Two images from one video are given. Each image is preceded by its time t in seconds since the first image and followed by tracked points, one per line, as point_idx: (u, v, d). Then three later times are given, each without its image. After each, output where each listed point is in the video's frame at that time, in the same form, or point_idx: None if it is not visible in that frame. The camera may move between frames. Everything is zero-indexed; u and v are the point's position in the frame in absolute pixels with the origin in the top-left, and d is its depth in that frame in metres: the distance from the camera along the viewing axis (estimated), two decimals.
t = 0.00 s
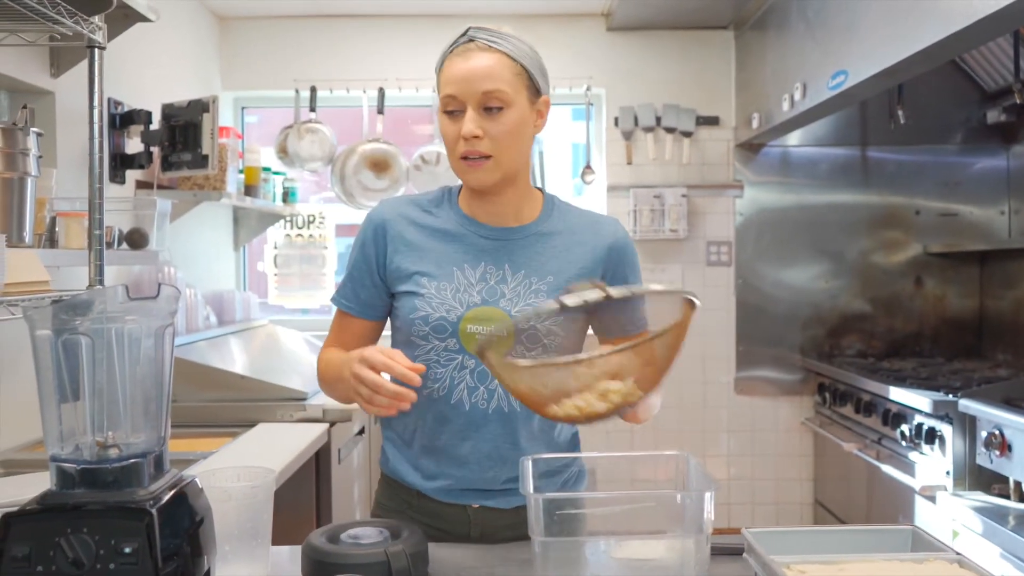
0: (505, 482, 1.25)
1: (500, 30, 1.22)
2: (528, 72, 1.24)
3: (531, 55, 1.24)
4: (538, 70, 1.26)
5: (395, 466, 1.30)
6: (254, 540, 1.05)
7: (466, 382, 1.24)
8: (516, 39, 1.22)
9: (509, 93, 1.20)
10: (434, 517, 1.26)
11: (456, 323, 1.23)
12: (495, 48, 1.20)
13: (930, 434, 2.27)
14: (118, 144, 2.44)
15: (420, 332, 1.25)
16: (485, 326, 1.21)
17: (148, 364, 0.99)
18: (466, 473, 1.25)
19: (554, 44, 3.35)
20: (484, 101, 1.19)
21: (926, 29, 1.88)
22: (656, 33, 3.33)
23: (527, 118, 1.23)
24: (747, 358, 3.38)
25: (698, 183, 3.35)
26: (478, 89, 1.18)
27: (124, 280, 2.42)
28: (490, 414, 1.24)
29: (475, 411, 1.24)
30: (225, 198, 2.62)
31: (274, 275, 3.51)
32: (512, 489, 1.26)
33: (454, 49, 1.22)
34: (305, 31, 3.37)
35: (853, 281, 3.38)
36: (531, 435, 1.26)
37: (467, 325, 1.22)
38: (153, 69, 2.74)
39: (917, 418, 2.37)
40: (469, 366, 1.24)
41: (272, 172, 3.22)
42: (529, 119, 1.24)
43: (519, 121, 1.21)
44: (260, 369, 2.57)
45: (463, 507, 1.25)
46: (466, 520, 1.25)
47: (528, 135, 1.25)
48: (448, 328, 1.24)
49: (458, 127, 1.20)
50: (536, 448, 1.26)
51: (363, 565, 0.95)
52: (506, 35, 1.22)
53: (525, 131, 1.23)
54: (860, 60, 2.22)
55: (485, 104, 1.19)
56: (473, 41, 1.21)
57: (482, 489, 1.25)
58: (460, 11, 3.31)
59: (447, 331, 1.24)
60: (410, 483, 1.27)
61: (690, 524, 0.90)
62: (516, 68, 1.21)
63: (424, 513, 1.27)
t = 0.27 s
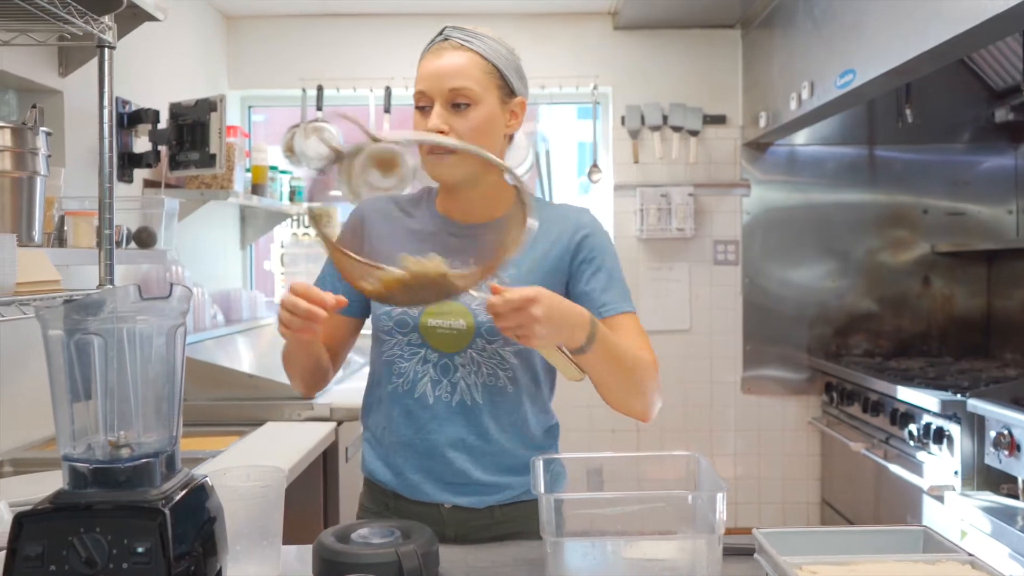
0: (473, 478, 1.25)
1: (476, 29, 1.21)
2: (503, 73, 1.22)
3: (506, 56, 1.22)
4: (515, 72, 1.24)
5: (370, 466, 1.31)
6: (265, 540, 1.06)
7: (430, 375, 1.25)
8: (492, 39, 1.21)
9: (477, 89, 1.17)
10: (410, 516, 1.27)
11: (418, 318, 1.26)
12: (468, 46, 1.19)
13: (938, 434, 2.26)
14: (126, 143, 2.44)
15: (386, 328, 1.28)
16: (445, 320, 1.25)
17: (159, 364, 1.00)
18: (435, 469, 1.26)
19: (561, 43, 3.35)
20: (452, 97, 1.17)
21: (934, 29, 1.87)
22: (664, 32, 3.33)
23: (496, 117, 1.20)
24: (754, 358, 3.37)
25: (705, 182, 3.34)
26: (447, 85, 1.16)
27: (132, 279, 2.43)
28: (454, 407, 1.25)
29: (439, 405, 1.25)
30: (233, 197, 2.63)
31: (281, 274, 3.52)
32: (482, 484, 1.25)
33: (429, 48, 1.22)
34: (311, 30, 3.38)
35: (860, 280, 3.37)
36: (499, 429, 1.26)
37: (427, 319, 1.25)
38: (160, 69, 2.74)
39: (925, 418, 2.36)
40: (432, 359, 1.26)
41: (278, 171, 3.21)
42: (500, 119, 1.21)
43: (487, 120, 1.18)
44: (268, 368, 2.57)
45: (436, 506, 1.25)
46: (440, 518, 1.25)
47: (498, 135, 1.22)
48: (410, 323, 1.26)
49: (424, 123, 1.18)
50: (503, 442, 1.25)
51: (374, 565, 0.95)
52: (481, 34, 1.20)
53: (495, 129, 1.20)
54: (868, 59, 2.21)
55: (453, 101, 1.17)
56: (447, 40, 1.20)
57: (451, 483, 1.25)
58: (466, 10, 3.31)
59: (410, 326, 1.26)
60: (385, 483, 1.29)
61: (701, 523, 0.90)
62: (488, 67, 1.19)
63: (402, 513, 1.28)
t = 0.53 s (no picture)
0: (457, 475, 1.23)
1: (463, 31, 1.21)
2: (488, 75, 1.22)
3: (493, 59, 1.23)
4: (499, 76, 1.24)
5: (360, 468, 1.31)
6: (295, 540, 1.08)
7: (405, 373, 1.24)
8: (479, 41, 1.21)
9: (459, 88, 1.17)
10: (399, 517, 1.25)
11: (390, 317, 1.25)
12: (454, 47, 1.19)
13: (958, 437, 2.25)
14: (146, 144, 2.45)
15: (362, 329, 1.28)
16: (415, 317, 1.24)
17: (191, 367, 1.02)
18: (418, 469, 1.24)
19: (577, 43, 3.35)
20: (434, 95, 1.16)
21: (956, 29, 1.86)
22: (680, 31, 3.32)
23: (479, 117, 1.19)
24: (771, 358, 3.36)
25: (722, 182, 3.33)
26: (430, 83, 1.16)
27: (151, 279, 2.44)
28: (432, 404, 1.24)
29: (417, 402, 1.24)
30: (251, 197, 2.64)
31: (297, 274, 3.53)
32: (466, 479, 1.23)
33: (416, 48, 1.22)
34: (328, 31, 3.39)
35: (876, 281, 3.37)
36: (478, 424, 1.23)
37: (398, 318, 1.25)
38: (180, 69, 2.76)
39: (944, 420, 2.35)
40: (407, 357, 1.25)
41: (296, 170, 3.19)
42: (483, 119, 1.21)
43: (470, 120, 1.18)
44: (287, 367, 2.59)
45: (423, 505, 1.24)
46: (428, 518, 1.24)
47: (480, 136, 1.21)
48: (383, 322, 1.26)
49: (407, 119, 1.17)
50: (484, 436, 1.23)
51: (404, 566, 0.96)
52: (469, 35, 1.21)
53: (479, 130, 1.20)
54: (889, 60, 2.20)
55: (435, 99, 1.16)
56: (434, 39, 1.20)
57: (435, 480, 1.24)
58: (483, 10, 3.31)
59: (383, 326, 1.26)
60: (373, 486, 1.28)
61: (731, 528, 0.91)
62: (473, 68, 1.20)
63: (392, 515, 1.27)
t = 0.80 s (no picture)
0: (464, 478, 1.23)
1: (481, 30, 1.23)
2: (504, 74, 1.23)
3: (510, 58, 1.23)
4: (516, 75, 1.25)
5: (378, 470, 1.33)
6: (333, 540, 1.10)
7: (413, 376, 1.26)
8: (496, 40, 1.22)
9: (472, 85, 1.18)
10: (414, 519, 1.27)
11: (397, 321, 1.27)
12: (470, 44, 1.21)
13: (991, 438, 2.23)
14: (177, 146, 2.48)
15: (375, 333, 1.31)
16: (419, 321, 1.26)
17: (234, 367, 1.03)
18: (428, 471, 1.25)
19: (602, 42, 3.35)
20: (447, 91, 1.18)
21: (989, 28, 1.85)
22: (706, 30, 3.31)
23: (493, 115, 1.20)
24: (797, 358, 3.34)
25: (749, 181, 3.31)
26: (443, 80, 1.18)
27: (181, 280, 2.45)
28: (438, 406, 1.25)
29: (425, 404, 1.25)
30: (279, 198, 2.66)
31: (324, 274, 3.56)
32: (474, 483, 1.23)
33: (435, 46, 1.24)
34: (354, 32, 3.41)
35: (905, 281, 3.34)
36: (485, 426, 1.24)
37: (405, 321, 1.27)
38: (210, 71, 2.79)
39: (976, 421, 2.32)
40: (415, 360, 1.26)
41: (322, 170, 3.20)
42: (497, 117, 1.22)
43: (483, 116, 1.19)
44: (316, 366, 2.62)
45: (435, 507, 1.25)
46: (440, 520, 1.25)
47: (495, 134, 1.22)
48: (391, 327, 1.28)
49: (420, 114, 1.19)
50: (490, 438, 1.24)
51: (442, 567, 0.97)
52: (485, 34, 1.22)
53: (491, 127, 1.20)
54: (920, 58, 2.18)
55: (448, 95, 1.18)
56: (452, 37, 1.22)
57: (444, 482, 1.24)
58: (509, 10, 3.32)
59: (392, 329, 1.28)
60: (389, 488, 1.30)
61: (770, 532, 0.91)
62: (488, 66, 1.21)
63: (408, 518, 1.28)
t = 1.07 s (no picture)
0: (489, 481, 1.24)
1: (509, 23, 1.22)
2: (533, 70, 1.22)
3: (538, 53, 1.22)
4: (545, 71, 1.24)
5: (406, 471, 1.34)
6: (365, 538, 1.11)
7: (438, 379, 1.26)
8: (524, 34, 1.21)
9: (497, 82, 1.18)
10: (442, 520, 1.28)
11: (420, 323, 1.27)
12: (497, 38, 1.20)
13: (1020, 439, 2.20)
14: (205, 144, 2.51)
15: (400, 335, 1.31)
16: (442, 323, 1.25)
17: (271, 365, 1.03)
18: (454, 474, 1.26)
19: (626, 40, 3.34)
20: (472, 87, 1.18)
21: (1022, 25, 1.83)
22: (731, 28, 3.29)
23: (517, 111, 1.20)
24: (822, 358, 3.32)
25: (773, 180, 3.29)
26: (468, 76, 1.18)
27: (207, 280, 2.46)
28: (463, 409, 1.25)
29: (449, 407, 1.25)
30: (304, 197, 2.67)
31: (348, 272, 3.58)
32: (500, 486, 1.24)
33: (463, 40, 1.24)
34: (378, 31, 3.43)
35: (931, 280, 3.31)
36: (509, 429, 1.23)
37: (428, 324, 1.26)
38: (236, 71, 2.81)
39: (1005, 422, 2.30)
40: (439, 362, 1.26)
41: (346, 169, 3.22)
42: (522, 114, 1.21)
43: (507, 113, 1.18)
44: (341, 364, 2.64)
45: (462, 509, 1.25)
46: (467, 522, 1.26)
47: (520, 131, 1.22)
48: (415, 328, 1.28)
49: (444, 110, 1.19)
50: (513, 441, 1.23)
51: (474, 566, 0.97)
52: (514, 28, 1.21)
53: (515, 124, 1.20)
54: (950, 55, 2.15)
55: (473, 92, 1.18)
56: (480, 32, 1.22)
57: (470, 485, 1.25)
58: (533, 9, 3.32)
59: (416, 331, 1.28)
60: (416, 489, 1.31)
61: (807, 531, 0.91)
62: (515, 62, 1.20)
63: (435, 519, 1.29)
